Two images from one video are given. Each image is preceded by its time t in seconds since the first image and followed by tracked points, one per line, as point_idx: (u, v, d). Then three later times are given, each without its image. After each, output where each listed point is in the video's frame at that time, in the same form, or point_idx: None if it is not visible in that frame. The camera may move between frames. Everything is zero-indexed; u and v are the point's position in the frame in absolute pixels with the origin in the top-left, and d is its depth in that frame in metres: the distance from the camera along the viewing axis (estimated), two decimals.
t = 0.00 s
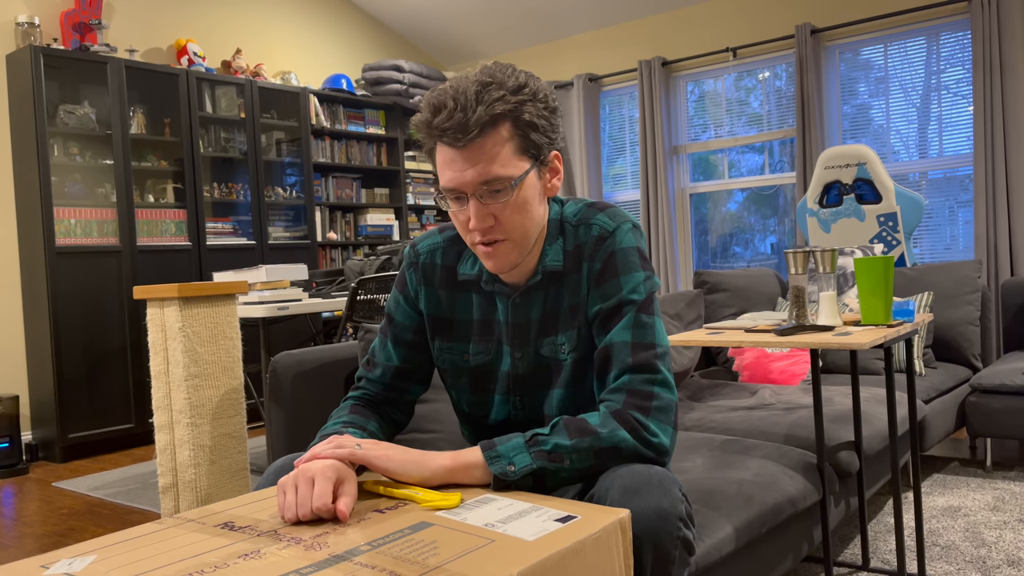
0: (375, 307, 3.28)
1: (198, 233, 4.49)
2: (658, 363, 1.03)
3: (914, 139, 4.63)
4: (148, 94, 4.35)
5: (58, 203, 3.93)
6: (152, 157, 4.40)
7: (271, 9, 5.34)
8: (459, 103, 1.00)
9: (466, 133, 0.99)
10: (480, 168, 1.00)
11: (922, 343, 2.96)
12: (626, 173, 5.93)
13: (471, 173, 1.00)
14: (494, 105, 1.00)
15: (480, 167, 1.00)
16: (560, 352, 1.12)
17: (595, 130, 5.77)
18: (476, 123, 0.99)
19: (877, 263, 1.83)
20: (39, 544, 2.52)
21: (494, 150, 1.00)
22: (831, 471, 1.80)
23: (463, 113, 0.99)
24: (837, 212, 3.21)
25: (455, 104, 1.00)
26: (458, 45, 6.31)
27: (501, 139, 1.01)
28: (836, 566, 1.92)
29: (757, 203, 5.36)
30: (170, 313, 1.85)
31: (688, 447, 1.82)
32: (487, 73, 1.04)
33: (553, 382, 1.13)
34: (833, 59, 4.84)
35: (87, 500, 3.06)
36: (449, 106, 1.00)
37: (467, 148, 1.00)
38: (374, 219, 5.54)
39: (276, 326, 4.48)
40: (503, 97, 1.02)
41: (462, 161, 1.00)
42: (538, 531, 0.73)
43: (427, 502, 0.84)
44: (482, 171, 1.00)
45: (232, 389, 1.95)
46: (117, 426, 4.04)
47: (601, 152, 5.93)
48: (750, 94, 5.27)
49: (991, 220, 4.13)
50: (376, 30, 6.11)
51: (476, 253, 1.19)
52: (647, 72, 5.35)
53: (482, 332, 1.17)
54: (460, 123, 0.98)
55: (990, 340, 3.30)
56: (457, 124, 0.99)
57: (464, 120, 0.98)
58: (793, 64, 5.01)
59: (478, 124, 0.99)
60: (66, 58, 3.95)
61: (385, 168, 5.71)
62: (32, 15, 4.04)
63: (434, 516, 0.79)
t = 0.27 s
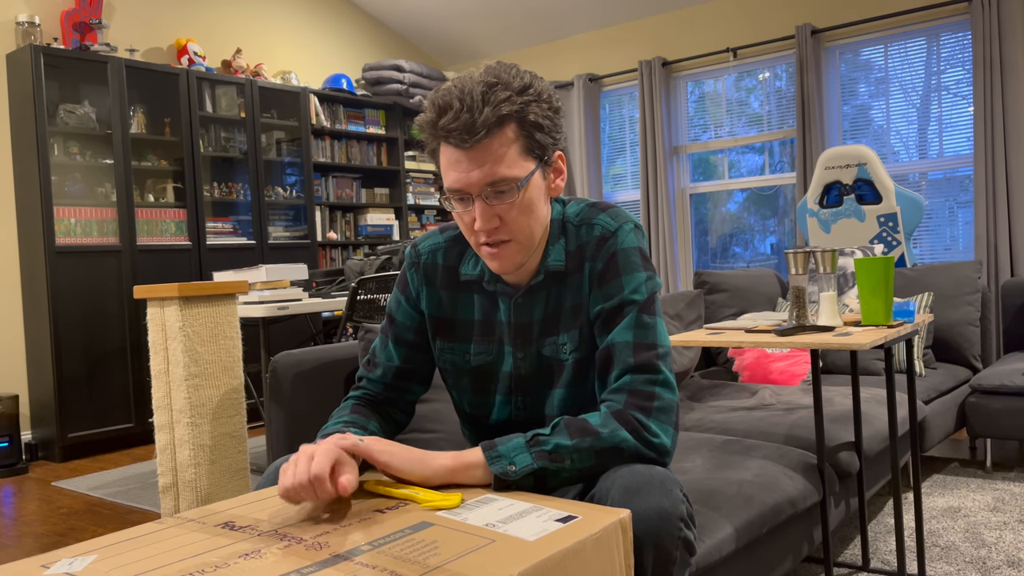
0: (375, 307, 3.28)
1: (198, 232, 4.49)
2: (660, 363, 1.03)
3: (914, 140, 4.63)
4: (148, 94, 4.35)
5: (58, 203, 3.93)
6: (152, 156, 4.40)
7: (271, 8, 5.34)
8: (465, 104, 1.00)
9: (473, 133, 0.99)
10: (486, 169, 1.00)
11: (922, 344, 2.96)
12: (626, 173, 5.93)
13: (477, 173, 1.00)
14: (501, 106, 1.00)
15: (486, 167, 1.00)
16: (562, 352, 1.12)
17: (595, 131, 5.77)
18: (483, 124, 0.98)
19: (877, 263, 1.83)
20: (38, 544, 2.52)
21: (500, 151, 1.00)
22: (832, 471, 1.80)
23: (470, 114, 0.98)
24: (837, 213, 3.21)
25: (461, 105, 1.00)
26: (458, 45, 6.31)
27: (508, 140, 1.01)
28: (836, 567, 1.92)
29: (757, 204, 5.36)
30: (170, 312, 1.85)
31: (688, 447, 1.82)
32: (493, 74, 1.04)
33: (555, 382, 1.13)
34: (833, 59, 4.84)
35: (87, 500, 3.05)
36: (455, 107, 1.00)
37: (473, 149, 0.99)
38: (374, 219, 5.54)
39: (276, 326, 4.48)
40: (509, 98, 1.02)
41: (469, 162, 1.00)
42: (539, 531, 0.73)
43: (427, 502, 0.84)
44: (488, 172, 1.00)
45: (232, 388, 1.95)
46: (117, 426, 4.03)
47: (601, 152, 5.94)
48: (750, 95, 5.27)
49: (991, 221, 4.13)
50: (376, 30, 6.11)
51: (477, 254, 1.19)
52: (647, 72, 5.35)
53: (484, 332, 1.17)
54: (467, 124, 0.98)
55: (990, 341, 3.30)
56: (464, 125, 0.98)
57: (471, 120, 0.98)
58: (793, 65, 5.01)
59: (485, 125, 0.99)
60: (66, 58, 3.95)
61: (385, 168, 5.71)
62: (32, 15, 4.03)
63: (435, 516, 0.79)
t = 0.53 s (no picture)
0: (375, 306, 3.28)
1: (198, 232, 4.49)
2: (660, 363, 1.03)
3: (914, 140, 4.63)
4: (148, 93, 4.35)
5: (58, 202, 3.93)
6: (152, 156, 4.40)
7: (271, 8, 5.34)
8: (470, 105, 1.00)
9: (478, 135, 0.99)
10: (490, 171, 0.99)
11: (922, 344, 2.96)
12: (626, 173, 5.93)
13: (481, 175, 1.00)
14: (505, 107, 1.00)
15: (490, 169, 0.99)
16: (562, 352, 1.12)
17: (595, 131, 5.77)
18: (488, 125, 0.98)
19: (877, 264, 1.83)
20: (38, 544, 2.52)
21: (504, 153, 1.00)
22: (831, 471, 1.80)
23: (475, 115, 0.98)
24: (836, 213, 3.21)
25: (466, 106, 1.00)
26: (458, 45, 6.31)
27: (512, 142, 1.01)
28: (836, 567, 1.93)
29: (757, 204, 5.36)
30: (170, 312, 1.85)
31: (688, 447, 1.82)
32: (497, 75, 1.04)
33: (555, 382, 1.13)
34: (833, 59, 4.84)
35: (87, 500, 3.05)
36: (460, 108, 1.00)
37: (477, 151, 0.99)
38: (374, 219, 5.54)
39: (276, 326, 4.48)
40: (514, 100, 1.02)
41: (472, 163, 1.00)
42: (539, 531, 0.73)
43: (427, 502, 0.84)
44: (491, 174, 0.99)
45: (232, 388, 1.95)
46: (117, 426, 4.03)
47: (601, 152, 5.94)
48: (750, 95, 5.27)
49: (991, 221, 4.13)
50: (376, 30, 6.11)
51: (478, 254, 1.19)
52: (647, 72, 5.35)
53: (484, 333, 1.17)
54: (472, 125, 0.98)
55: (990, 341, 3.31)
56: (469, 127, 0.98)
57: (476, 122, 0.98)
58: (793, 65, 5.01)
59: (490, 127, 0.98)
60: (66, 58, 3.95)
61: (385, 168, 5.71)
62: (32, 15, 4.03)
63: (435, 516, 0.79)
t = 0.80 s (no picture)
0: (374, 307, 3.28)
1: (197, 232, 4.49)
2: (659, 363, 1.03)
3: (914, 140, 4.63)
4: (148, 94, 4.35)
5: (57, 203, 3.93)
6: (151, 156, 4.40)
7: (271, 8, 5.34)
8: (475, 110, 0.99)
9: (483, 141, 0.98)
10: (495, 177, 0.99)
11: (922, 343, 2.96)
12: (626, 173, 5.93)
13: (485, 180, 0.99)
14: (510, 114, 1.00)
15: (495, 174, 0.99)
16: (562, 352, 1.12)
17: (595, 131, 5.77)
18: (494, 132, 0.98)
19: (877, 263, 1.83)
20: (38, 544, 2.52)
21: (509, 159, 1.00)
22: (831, 471, 1.80)
23: (481, 121, 0.98)
24: (836, 212, 3.21)
25: (471, 111, 0.99)
26: (458, 45, 6.31)
27: (516, 147, 1.01)
28: (835, 567, 1.93)
29: (757, 203, 5.36)
30: (169, 313, 1.85)
31: (688, 447, 1.82)
32: (501, 79, 1.04)
33: (556, 382, 1.13)
34: (833, 59, 4.84)
35: (87, 500, 3.05)
36: (464, 112, 0.99)
37: (482, 157, 0.99)
38: (373, 219, 5.54)
39: (276, 326, 4.48)
40: (518, 105, 1.01)
41: (477, 169, 0.99)
42: (538, 531, 0.73)
43: (427, 503, 0.84)
44: (496, 180, 0.99)
45: (232, 388, 1.95)
46: (117, 426, 4.04)
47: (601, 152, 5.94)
48: (750, 95, 5.27)
49: (990, 221, 4.13)
50: (376, 30, 6.11)
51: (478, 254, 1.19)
52: (647, 72, 5.35)
53: (484, 333, 1.17)
54: (477, 131, 0.98)
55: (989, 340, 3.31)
56: (475, 133, 0.98)
57: (481, 128, 0.98)
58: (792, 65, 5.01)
59: (496, 133, 0.98)
60: (65, 58, 3.95)
61: (385, 168, 5.70)
62: (32, 15, 4.03)
63: (435, 516, 0.80)
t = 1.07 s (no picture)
0: (374, 307, 3.28)
1: (197, 232, 4.49)
2: (659, 363, 1.02)
3: (913, 139, 4.63)
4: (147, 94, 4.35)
5: (57, 203, 3.93)
6: (151, 156, 4.40)
7: (270, 8, 5.34)
8: (483, 122, 0.98)
9: (492, 155, 0.98)
10: (502, 188, 0.99)
11: (922, 343, 2.96)
12: (626, 173, 5.93)
13: (493, 194, 0.99)
14: (518, 126, 0.99)
15: (504, 188, 0.99)
16: (562, 352, 1.12)
17: (595, 131, 5.77)
18: (502, 145, 0.97)
19: (877, 263, 1.83)
20: (39, 544, 2.52)
21: (518, 170, 0.99)
22: (831, 471, 1.80)
23: (490, 135, 0.97)
24: (836, 212, 3.21)
25: (478, 122, 0.98)
26: (458, 45, 6.31)
27: (524, 160, 1.00)
28: (836, 566, 1.93)
29: (757, 203, 5.36)
30: (169, 313, 1.85)
31: (688, 447, 1.82)
32: (507, 87, 1.02)
33: (556, 382, 1.13)
34: (832, 59, 4.84)
35: (87, 501, 3.05)
36: (472, 125, 0.98)
37: (490, 170, 0.98)
38: (373, 219, 5.54)
39: (276, 326, 4.48)
40: (526, 115, 1.01)
41: (484, 180, 0.99)
42: (538, 531, 0.73)
43: (426, 503, 0.83)
44: (504, 193, 0.99)
45: (231, 389, 1.95)
46: (117, 427, 4.04)
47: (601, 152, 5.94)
48: (749, 95, 5.27)
49: (990, 220, 4.13)
50: (376, 30, 6.11)
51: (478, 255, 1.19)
52: (647, 72, 5.35)
53: (484, 334, 1.17)
54: (486, 146, 0.97)
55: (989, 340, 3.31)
56: (483, 146, 0.97)
57: (490, 142, 0.97)
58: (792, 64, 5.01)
59: (504, 146, 0.97)
60: (64, 58, 3.95)
61: (384, 168, 5.70)
62: (32, 15, 4.03)
63: (434, 516, 0.79)
